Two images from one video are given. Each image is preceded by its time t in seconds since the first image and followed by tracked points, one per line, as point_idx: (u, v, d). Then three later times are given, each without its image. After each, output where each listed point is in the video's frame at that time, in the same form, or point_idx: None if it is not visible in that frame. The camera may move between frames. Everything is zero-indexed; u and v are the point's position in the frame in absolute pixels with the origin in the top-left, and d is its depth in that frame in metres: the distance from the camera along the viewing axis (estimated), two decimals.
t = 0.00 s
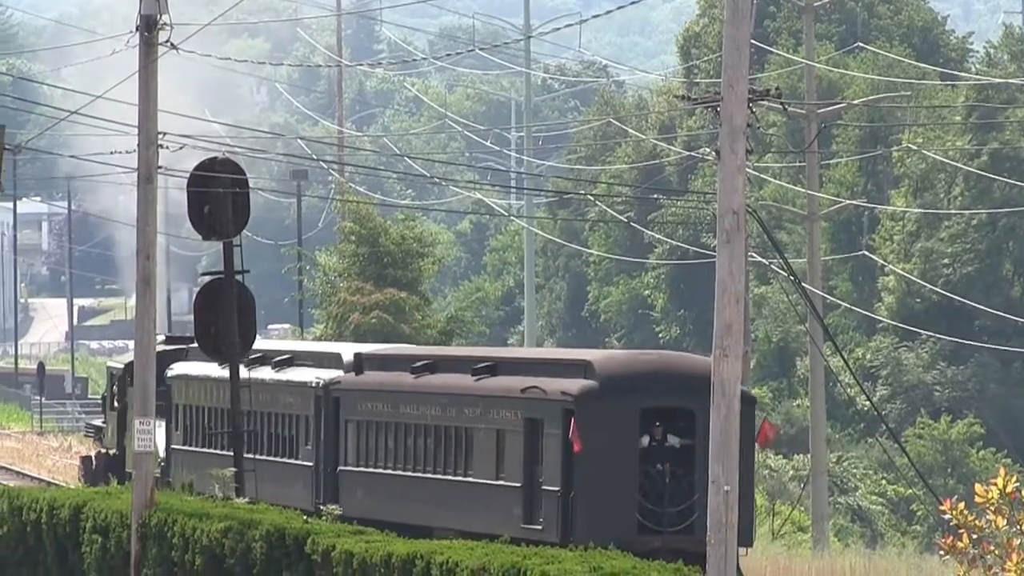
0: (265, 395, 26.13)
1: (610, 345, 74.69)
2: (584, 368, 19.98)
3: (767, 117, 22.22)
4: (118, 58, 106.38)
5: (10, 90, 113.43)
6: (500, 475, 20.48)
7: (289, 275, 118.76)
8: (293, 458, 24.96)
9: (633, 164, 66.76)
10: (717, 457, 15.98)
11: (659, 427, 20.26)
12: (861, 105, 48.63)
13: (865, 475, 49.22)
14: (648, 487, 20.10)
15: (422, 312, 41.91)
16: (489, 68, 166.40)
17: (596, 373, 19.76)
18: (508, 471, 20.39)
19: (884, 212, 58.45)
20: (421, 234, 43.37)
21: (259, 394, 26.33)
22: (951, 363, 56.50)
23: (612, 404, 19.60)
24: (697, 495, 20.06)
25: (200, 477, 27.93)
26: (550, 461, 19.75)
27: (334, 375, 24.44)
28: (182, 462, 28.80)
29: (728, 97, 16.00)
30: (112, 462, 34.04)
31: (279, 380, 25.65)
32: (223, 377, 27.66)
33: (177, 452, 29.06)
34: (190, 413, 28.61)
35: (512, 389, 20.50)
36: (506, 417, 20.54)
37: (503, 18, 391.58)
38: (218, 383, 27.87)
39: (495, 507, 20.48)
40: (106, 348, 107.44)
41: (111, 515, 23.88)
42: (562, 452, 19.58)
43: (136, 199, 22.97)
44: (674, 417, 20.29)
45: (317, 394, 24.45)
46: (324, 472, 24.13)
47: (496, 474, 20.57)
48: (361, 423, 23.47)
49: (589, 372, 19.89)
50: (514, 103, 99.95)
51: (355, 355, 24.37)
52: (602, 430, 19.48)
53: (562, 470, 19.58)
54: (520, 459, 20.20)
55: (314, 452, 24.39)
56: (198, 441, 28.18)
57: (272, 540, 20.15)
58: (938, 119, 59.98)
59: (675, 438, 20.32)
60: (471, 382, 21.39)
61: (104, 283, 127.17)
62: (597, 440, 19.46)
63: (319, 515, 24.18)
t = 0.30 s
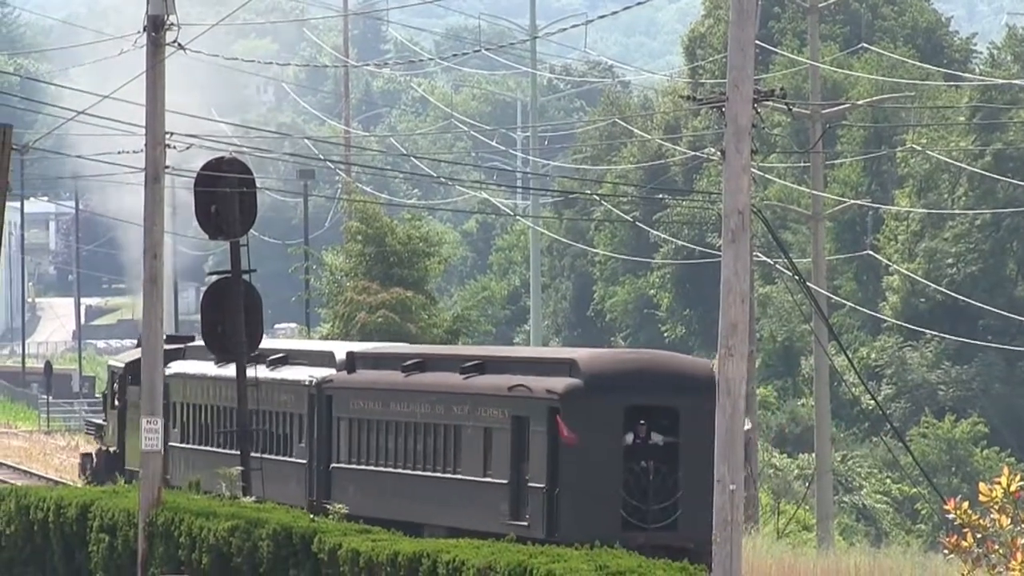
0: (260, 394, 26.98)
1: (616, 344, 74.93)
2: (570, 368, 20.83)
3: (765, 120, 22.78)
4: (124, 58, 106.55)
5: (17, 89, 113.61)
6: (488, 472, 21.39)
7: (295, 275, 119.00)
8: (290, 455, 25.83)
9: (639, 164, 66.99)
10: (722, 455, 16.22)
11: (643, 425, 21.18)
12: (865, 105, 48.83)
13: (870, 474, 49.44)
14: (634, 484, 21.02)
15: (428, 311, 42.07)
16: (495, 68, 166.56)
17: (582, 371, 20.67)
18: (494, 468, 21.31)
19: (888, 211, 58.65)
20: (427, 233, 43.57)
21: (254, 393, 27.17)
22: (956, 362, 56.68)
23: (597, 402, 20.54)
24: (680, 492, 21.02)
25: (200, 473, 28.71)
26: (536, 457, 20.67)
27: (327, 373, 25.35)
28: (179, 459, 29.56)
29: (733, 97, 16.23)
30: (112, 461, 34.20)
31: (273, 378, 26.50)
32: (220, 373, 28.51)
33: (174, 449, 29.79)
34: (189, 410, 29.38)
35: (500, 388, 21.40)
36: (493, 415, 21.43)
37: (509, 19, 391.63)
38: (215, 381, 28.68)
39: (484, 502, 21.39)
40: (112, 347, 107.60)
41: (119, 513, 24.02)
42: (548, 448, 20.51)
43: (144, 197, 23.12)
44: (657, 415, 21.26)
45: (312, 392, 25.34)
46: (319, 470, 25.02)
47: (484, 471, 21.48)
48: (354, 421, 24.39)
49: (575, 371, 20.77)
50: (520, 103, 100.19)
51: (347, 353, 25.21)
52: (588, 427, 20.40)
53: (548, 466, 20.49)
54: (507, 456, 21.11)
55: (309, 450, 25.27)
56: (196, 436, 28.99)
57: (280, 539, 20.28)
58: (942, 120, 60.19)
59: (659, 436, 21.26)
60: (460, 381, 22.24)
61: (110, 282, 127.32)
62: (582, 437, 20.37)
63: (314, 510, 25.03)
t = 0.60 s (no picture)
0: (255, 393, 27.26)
1: (621, 344, 75.25)
2: (557, 366, 20.96)
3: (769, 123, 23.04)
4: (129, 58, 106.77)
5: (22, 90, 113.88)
6: (477, 469, 21.59)
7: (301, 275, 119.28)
8: (284, 454, 26.08)
9: (644, 165, 67.22)
10: (728, 453, 16.43)
11: (627, 423, 21.35)
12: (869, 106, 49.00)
13: (874, 474, 49.58)
14: (619, 481, 21.17)
15: (434, 311, 42.30)
16: (500, 69, 167.02)
17: (568, 370, 20.77)
18: (483, 465, 21.51)
19: (892, 212, 58.77)
20: (432, 234, 43.78)
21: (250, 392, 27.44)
22: (960, 362, 56.80)
23: (583, 400, 20.64)
24: (665, 489, 21.23)
25: (199, 472, 28.96)
26: (523, 455, 20.80)
27: (320, 374, 25.63)
28: (178, 457, 29.78)
29: (739, 98, 16.48)
30: (113, 460, 34.25)
31: (268, 377, 26.82)
32: (217, 372, 28.83)
33: (172, 447, 30.04)
34: (188, 409, 29.67)
35: (487, 386, 21.54)
36: (481, 414, 21.60)
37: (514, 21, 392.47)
38: (212, 380, 28.93)
39: (472, 500, 21.60)
40: (119, 347, 107.84)
41: (125, 512, 24.15)
42: (534, 446, 20.60)
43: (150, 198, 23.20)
44: (642, 413, 21.44)
45: (306, 391, 25.61)
46: (313, 467, 25.27)
47: (473, 469, 21.68)
48: (346, 419, 24.62)
49: (562, 369, 20.89)
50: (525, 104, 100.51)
51: (341, 353, 25.48)
52: (573, 426, 20.47)
53: (533, 464, 20.60)
54: (494, 454, 21.27)
55: (302, 447, 25.55)
56: (194, 434, 29.28)
57: (285, 538, 20.38)
58: (946, 120, 60.33)
59: (643, 434, 21.43)
60: (450, 380, 22.41)
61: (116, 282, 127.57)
62: (568, 436, 20.45)
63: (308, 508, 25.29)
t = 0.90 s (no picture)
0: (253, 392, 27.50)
1: (629, 346, 75.57)
2: (545, 367, 21.28)
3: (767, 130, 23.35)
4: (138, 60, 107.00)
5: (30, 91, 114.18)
6: (467, 469, 21.86)
7: (310, 276, 119.65)
8: (281, 453, 26.31)
9: (651, 167, 67.40)
10: (735, 454, 16.62)
11: (613, 424, 21.67)
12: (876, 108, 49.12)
13: (881, 475, 49.76)
14: (606, 481, 21.47)
15: (442, 312, 42.45)
16: (509, 71, 167.35)
17: (555, 371, 21.12)
18: (473, 465, 21.80)
19: (898, 214, 58.90)
20: (440, 236, 43.95)
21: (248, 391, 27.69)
22: (966, 364, 56.93)
23: (570, 401, 20.97)
24: (651, 489, 21.53)
25: (199, 471, 29.24)
26: (512, 455, 21.12)
27: (317, 373, 25.87)
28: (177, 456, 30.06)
29: (746, 100, 16.66)
30: (116, 459, 34.40)
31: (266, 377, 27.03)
32: (217, 372, 29.14)
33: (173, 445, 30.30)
34: (190, 408, 29.91)
35: (478, 386, 21.85)
36: (472, 414, 21.90)
37: (522, 23, 392.80)
38: (212, 379, 29.19)
39: (463, 499, 21.87)
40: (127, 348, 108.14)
41: (134, 514, 24.31)
42: (522, 446, 20.93)
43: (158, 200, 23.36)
44: (628, 414, 21.77)
45: (302, 391, 25.85)
46: (308, 467, 25.49)
47: (463, 468, 21.95)
48: (339, 419, 24.85)
49: (550, 370, 21.22)
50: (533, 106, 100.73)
51: (336, 354, 25.71)
52: (559, 425, 20.80)
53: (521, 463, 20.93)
54: (484, 453, 21.56)
55: (298, 447, 25.77)
56: (194, 433, 29.55)
57: (295, 539, 20.53)
58: (952, 123, 60.47)
59: (629, 434, 21.75)
60: (441, 380, 22.71)
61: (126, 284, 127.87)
62: (554, 436, 20.78)
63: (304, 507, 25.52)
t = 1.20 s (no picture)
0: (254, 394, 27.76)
1: (638, 349, 75.84)
2: (538, 369, 21.40)
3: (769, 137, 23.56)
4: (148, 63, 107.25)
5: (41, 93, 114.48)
6: (461, 470, 21.98)
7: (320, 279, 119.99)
8: (281, 454, 26.53)
9: (661, 171, 67.53)
10: (745, 457, 16.78)
11: (605, 426, 21.87)
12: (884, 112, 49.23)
13: (890, 477, 49.87)
14: (596, 481, 21.68)
15: (452, 316, 42.56)
16: (519, 75, 167.66)
17: (550, 374, 21.25)
18: (467, 467, 21.91)
19: (908, 217, 58.97)
20: (450, 239, 44.10)
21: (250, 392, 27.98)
22: (976, 367, 57.00)
23: (564, 403, 21.13)
24: (641, 490, 21.80)
25: (202, 473, 29.52)
26: (506, 456, 21.23)
27: (315, 376, 26.12)
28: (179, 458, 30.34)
29: (754, 103, 16.81)
30: (120, 460, 34.51)
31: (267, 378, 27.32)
32: (217, 375, 29.51)
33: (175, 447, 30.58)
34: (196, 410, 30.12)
35: (473, 388, 21.95)
36: (467, 416, 22.01)
37: (532, 26, 393.22)
38: (215, 382, 29.50)
39: (458, 500, 21.99)
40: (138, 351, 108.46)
41: (146, 516, 24.42)
42: (516, 447, 21.04)
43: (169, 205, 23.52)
44: (619, 416, 21.97)
45: (302, 393, 26.06)
46: (307, 467, 25.71)
47: (457, 470, 22.08)
48: (337, 420, 25.05)
49: (544, 372, 21.34)
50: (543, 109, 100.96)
51: (335, 356, 25.96)
52: (553, 428, 20.94)
53: (515, 465, 21.05)
54: (478, 455, 21.66)
55: (298, 449, 25.99)
56: (197, 435, 29.84)
57: (305, 541, 20.66)
58: (961, 126, 60.57)
59: (620, 435, 21.98)
60: (436, 382, 22.84)
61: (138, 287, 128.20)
62: (547, 439, 20.92)
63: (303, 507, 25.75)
